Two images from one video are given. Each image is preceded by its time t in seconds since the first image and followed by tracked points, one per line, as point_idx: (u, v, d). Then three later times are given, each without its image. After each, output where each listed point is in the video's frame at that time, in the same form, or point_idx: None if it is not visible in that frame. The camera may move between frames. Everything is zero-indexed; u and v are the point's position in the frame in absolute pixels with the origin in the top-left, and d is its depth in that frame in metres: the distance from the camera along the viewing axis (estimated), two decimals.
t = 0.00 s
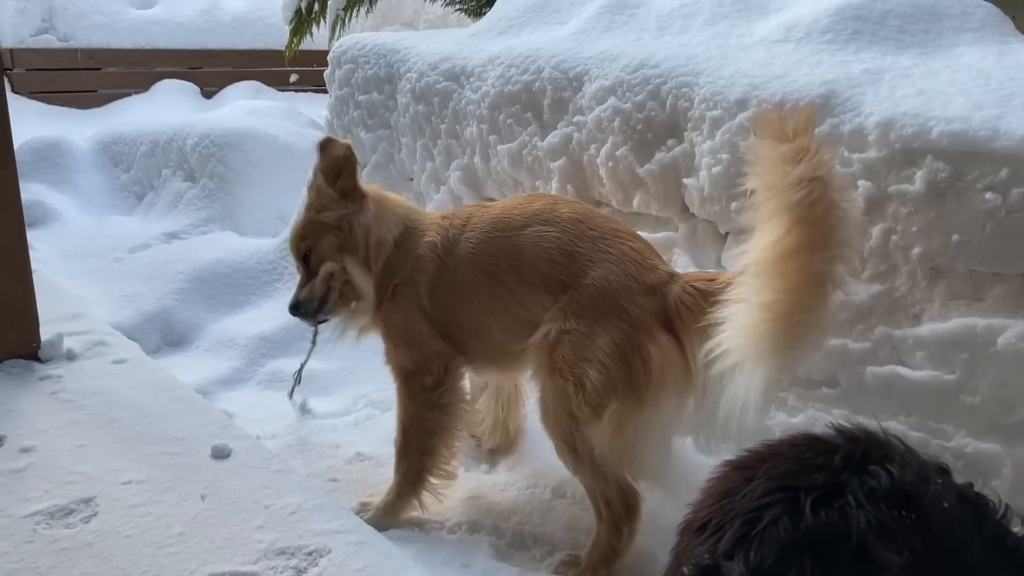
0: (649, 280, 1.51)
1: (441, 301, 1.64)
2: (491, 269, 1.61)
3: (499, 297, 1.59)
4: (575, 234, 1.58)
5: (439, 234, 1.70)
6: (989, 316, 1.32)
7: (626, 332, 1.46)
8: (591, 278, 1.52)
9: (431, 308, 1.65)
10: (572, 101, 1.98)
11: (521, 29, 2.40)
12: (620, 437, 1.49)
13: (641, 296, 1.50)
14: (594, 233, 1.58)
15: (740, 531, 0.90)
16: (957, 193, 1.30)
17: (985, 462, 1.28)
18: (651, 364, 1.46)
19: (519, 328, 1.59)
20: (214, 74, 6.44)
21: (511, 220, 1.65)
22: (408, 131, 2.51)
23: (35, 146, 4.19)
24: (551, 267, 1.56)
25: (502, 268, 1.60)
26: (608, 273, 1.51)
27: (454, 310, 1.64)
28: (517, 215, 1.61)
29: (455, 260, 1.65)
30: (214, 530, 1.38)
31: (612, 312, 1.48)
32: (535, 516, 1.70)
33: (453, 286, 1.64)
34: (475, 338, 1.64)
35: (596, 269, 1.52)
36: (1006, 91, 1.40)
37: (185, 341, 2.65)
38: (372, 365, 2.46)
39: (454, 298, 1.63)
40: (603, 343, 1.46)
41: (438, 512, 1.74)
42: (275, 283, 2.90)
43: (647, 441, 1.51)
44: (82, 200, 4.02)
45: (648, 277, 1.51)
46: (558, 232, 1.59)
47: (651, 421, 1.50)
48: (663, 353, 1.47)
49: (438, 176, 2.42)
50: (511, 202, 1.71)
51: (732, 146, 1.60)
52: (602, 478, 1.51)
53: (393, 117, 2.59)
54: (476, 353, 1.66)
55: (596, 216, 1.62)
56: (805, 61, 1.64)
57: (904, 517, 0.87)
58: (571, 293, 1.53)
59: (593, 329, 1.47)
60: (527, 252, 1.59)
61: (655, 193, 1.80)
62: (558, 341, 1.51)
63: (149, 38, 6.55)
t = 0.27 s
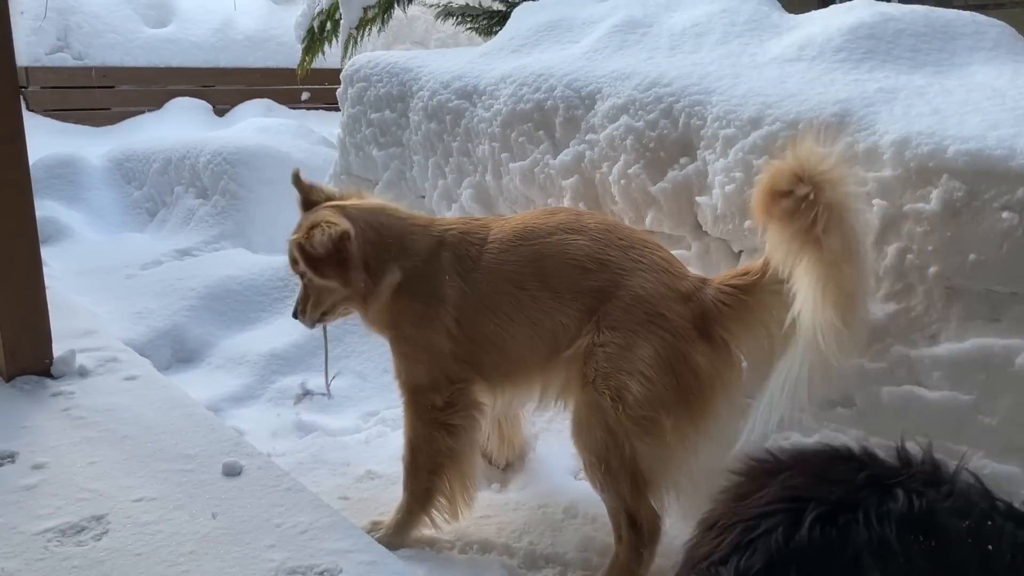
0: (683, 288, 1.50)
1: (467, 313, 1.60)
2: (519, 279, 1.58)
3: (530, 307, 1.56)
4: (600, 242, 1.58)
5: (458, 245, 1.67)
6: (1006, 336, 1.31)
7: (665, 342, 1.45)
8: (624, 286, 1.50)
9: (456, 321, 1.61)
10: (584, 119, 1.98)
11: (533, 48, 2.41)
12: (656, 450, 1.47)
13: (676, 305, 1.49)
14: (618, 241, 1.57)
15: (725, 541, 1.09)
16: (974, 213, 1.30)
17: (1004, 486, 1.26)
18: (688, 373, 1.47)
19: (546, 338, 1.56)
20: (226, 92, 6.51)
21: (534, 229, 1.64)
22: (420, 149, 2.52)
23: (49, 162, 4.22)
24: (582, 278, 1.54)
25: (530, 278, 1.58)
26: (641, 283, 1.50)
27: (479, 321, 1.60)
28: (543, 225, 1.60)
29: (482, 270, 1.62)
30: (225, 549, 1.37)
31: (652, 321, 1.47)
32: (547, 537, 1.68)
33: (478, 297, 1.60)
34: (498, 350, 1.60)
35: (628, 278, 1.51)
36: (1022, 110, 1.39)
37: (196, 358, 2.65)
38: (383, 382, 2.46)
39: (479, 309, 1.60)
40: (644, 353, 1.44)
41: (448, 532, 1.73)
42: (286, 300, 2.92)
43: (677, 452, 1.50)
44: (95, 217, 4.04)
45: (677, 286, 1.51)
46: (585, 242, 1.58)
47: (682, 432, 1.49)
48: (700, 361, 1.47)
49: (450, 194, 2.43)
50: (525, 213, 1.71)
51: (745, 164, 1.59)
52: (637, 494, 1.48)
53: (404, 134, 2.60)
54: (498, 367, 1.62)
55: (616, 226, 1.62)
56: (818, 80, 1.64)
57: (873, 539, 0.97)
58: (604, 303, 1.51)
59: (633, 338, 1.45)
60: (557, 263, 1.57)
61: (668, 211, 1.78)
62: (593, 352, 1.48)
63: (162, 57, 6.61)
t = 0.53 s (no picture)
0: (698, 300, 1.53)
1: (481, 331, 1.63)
2: (535, 295, 1.61)
3: (548, 321, 1.58)
4: (612, 257, 1.60)
5: (469, 266, 1.70)
6: None
7: (685, 353, 1.48)
8: (641, 299, 1.53)
9: (462, 340, 1.64)
10: (598, 135, 1.98)
11: (546, 65, 2.41)
12: (679, 461, 1.48)
13: (691, 316, 1.51)
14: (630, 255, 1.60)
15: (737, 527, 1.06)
16: (992, 231, 1.27)
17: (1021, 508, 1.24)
18: (709, 383, 1.49)
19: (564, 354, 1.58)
20: (240, 108, 6.56)
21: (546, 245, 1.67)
22: (433, 165, 2.53)
23: (65, 177, 4.26)
24: (597, 293, 1.56)
25: (546, 292, 1.60)
26: (658, 294, 1.52)
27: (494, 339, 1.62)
28: (559, 241, 1.62)
29: (493, 286, 1.65)
30: (237, 566, 1.36)
31: (671, 333, 1.49)
32: (559, 555, 1.67)
33: (494, 313, 1.63)
34: (514, 365, 1.62)
35: (643, 291, 1.54)
36: None
37: (209, 373, 2.65)
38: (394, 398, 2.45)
39: (496, 326, 1.62)
40: (664, 364, 1.46)
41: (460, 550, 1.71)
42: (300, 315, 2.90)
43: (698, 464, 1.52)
44: (110, 231, 4.07)
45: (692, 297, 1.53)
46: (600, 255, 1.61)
47: (703, 444, 1.51)
48: (719, 371, 1.49)
49: (462, 210, 2.43)
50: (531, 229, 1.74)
51: (760, 182, 1.59)
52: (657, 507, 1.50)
53: (418, 151, 2.61)
54: (515, 382, 1.64)
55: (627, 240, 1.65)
56: (833, 97, 1.64)
57: (884, 545, 0.93)
58: (620, 316, 1.53)
59: (653, 350, 1.47)
60: (573, 277, 1.60)
61: (681, 228, 1.78)
62: (612, 364, 1.50)
63: (177, 74, 6.67)
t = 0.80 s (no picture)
0: (681, 308, 1.50)
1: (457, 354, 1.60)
2: (515, 312, 1.58)
3: (529, 337, 1.55)
4: (589, 274, 1.58)
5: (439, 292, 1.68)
6: None
7: (672, 360, 1.43)
8: (623, 311, 1.50)
9: (439, 360, 1.61)
10: (611, 150, 1.98)
11: (559, 79, 2.42)
12: (676, 472, 1.43)
13: (675, 324, 1.47)
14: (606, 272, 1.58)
15: (769, 537, 1.05)
16: (1010, 246, 1.26)
17: None
18: (700, 390, 1.44)
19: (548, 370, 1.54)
20: (254, 122, 6.61)
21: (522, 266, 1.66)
22: (446, 179, 2.54)
23: (80, 190, 4.30)
24: (581, 310, 1.53)
25: (525, 309, 1.58)
26: (640, 306, 1.49)
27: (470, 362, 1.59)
28: (533, 261, 1.61)
29: (468, 307, 1.63)
30: None
31: (656, 342, 1.44)
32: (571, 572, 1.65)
33: (472, 333, 1.59)
34: (498, 384, 1.58)
35: (625, 303, 1.51)
36: None
37: (220, 385, 2.65)
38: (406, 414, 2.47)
39: (475, 344, 1.59)
40: (654, 372, 1.41)
41: (472, 566, 1.70)
42: (310, 327, 2.91)
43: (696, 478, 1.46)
44: (123, 244, 4.09)
45: (674, 308, 1.50)
46: (578, 274, 1.59)
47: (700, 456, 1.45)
48: (709, 376, 1.44)
49: (475, 224, 2.43)
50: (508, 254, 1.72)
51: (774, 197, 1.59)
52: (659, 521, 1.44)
53: (431, 164, 2.62)
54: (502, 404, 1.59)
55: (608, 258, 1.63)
56: (848, 112, 1.63)
57: (915, 565, 0.91)
58: (604, 330, 1.50)
59: (642, 360, 1.43)
60: (552, 293, 1.57)
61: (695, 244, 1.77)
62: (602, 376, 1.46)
63: (191, 88, 6.73)
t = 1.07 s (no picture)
0: (642, 301, 1.54)
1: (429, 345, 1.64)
2: (482, 305, 1.63)
3: (496, 329, 1.59)
4: (552, 271, 1.64)
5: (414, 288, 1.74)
6: None
7: (629, 348, 1.46)
8: (582, 304, 1.54)
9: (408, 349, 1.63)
10: (626, 162, 1.98)
11: (573, 92, 2.42)
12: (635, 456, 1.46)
13: (635, 313, 1.52)
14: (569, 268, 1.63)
15: (795, 554, 1.05)
16: None
17: None
18: (658, 377, 1.47)
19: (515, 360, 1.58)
20: (267, 134, 6.65)
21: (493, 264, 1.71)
22: (459, 191, 2.54)
23: (95, 201, 4.33)
24: (546, 304, 1.58)
25: (493, 304, 1.63)
26: (599, 299, 1.54)
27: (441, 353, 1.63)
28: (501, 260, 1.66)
29: (442, 305, 1.66)
30: None
31: (615, 330, 1.48)
32: None
33: (442, 324, 1.63)
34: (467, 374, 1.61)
35: (586, 296, 1.56)
36: None
37: (233, 396, 2.65)
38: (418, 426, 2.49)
39: (445, 336, 1.62)
40: (612, 360, 1.45)
41: None
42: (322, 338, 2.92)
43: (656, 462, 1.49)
44: (137, 254, 4.11)
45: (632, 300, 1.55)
46: (542, 271, 1.64)
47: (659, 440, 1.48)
48: (666, 363, 1.48)
49: (488, 236, 2.43)
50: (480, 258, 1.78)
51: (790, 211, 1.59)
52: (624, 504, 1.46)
53: (444, 177, 2.63)
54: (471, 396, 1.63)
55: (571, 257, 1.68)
56: (866, 126, 1.63)
57: None
58: (567, 321, 1.54)
59: (600, 348, 1.46)
60: (517, 288, 1.62)
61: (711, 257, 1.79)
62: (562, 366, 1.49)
63: (205, 99, 6.77)
